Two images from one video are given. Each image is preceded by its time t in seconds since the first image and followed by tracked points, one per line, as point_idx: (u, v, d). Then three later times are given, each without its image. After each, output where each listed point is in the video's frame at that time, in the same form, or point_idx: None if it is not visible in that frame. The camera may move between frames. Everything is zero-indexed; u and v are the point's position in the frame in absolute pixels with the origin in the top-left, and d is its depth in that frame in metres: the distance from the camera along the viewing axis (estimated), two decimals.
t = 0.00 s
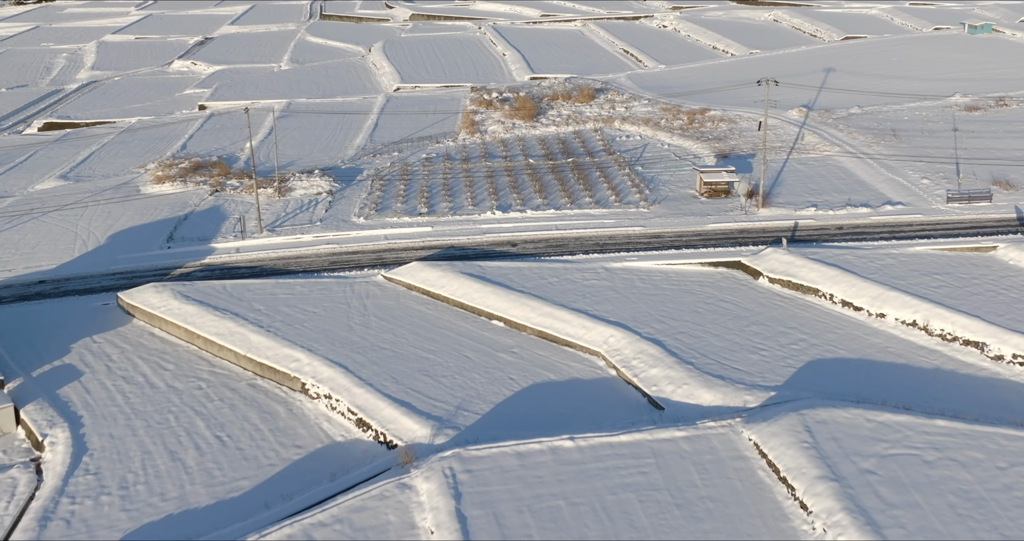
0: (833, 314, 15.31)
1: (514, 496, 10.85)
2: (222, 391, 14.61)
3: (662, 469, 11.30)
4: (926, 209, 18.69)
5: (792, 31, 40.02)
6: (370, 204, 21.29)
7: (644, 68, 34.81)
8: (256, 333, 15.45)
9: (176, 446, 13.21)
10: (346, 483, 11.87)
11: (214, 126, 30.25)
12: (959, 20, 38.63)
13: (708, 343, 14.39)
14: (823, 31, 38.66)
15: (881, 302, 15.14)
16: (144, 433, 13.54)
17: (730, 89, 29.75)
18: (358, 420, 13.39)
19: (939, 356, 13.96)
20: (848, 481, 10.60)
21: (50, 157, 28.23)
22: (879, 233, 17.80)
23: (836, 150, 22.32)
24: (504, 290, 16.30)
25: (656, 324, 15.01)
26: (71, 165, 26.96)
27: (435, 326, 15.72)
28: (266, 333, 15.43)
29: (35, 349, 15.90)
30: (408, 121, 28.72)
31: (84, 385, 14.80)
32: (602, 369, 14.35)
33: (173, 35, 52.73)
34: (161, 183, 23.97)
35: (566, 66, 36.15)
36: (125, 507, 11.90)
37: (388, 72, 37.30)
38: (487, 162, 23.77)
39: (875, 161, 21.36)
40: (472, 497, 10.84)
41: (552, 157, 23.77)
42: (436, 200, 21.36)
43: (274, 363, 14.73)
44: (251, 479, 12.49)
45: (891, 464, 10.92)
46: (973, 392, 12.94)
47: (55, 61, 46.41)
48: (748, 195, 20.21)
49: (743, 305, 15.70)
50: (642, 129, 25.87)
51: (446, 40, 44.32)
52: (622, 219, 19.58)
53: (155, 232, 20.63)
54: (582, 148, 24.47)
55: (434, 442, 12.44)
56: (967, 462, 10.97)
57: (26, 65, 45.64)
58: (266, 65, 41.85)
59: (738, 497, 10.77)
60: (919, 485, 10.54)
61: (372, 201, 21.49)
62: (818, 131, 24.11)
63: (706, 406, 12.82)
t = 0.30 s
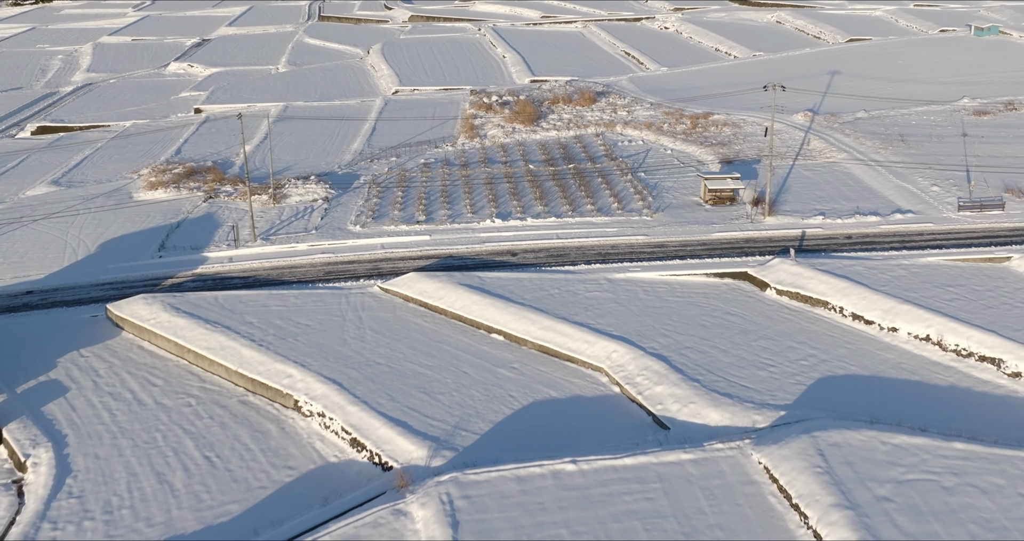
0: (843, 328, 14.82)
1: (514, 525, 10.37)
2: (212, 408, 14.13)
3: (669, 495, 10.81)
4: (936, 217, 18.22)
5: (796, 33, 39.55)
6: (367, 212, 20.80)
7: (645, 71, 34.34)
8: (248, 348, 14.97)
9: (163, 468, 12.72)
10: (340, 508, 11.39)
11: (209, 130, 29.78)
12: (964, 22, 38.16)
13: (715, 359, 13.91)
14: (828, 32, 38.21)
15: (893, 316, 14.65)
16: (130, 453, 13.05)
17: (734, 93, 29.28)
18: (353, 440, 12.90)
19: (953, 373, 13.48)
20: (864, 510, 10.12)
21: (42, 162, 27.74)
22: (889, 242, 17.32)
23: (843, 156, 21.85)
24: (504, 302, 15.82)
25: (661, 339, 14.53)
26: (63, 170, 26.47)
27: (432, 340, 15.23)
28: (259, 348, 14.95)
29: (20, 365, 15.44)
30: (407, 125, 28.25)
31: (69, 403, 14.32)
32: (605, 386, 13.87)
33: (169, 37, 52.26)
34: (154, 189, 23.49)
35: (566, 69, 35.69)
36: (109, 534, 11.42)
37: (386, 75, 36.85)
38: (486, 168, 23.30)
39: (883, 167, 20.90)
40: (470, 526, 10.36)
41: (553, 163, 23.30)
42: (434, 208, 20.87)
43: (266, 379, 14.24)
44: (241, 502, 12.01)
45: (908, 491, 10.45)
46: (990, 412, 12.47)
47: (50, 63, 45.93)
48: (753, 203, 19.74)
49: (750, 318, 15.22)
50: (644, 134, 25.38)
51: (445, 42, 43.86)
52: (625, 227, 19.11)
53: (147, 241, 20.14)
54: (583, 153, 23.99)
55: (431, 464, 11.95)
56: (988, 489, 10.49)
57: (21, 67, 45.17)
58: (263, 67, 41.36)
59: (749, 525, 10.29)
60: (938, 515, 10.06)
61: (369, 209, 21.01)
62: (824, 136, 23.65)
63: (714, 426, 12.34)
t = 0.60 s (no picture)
0: (854, 343, 14.35)
1: None
2: (201, 426, 13.65)
3: (676, 522, 10.33)
4: (948, 226, 17.75)
5: (799, 34, 39.10)
6: (363, 219, 20.34)
7: (647, 73, 33.88)
8: (239, 363, 14.49)
9: (150, 490, 12.24)
10: (333, 535, 10.91)
11: (204, 134, 29.31)
12: (970, 24, 37.69)
13: (722, 375, 13.44)
14: (832, 34, 37.72)
15: (906, 330, 14.18)
16: (115, 474, 12.58)
17: (738, 96, 28.80)
18: (347, 461, 12.42)
19: (970, 391, 13.01)
20: None
21: (34, 166, 27.27)
22: (899, 252, 16.84)
23: (850, 162, 21.39)
24: (503, 315, 15.35)
25: (666, 354, 14.06)
26: (55, 175, 26.00)
27: (429, 355, 14.76)
28: (250, 363, 14.48)
29: (5, 380, 14.96)
30: (405, 129, 27.79)
31: (54, 420, 13.84)
32: (608, 403, 13.40)
33: (167, 38, 51.78)
34: (147, 195, 23.02)
35: (567, 71, 35.22)
36: None
37: (384, 77, 36.38)
38: (486, 173, 22.83)
39: (892, 174, 20.43)
40: None
41: (554, 169, 22.83)
42: (433, 215, 20.40)
43: (258, 396, 13.77)
44: (230, 528, 11.53)
45: (927, 520, 9.98)
46: (1008, 433, 12.00)
47: (46, 64, 45.45)
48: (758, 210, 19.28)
49: (758, 331, 14.75)
50: (647, 138, 24.91)
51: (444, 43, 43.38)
52: (627, 236, 18.64)
53: (138, 249, 19.67)
54: (585, 159, 23.52)
55: (428, 488, 11.47)
56: (1010, 517, 10.02)
57: (16, 69, 44.69)
58: (260, 69, 40.89)
59: None
60: None
61: (365, 216, 20.54)
62: (830, 140, 23.17)
63: (721, 448, 11.86)
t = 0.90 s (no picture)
0: (865, 358, 13.87)
1: None
2: (189, 445, 13.16)
3: None
4: (959, 235, 17.27)
5: (803, 36, 38.63)
6: (359, 227, 19.86)
7: (649, 76, 33.41)
8: (229, 379, 14.01)
9: (134, 514, 11.74)
10: None
11: (199, 138, 28.84)
12: (976, 25, 37.21)
13: (730, 393, 12.95)
14: (836, 35, 37.24)
15: (919, 346, 13.70)
16: (99, 497, 12.08)
17: (742, 100, 28.32)
18: (339, 484, 11.92)
19: (987, 410, 12.53)
20: None
21: (25, 171, 26.78)
22: (910, 262, 16.37)
23: (858, 168, 20.91)
24: (503, 328, 14.86)
25: (671, 370, 13.57)
26: (46, 180, 25.51)
27: (426, 370, 14.28)
28: (241, 379, 13.99)
29: None
30: (403, 133, 27.32)
31: (37, 439, 13.36)
32: (611, 422, 12.91)
33: (163, 39, 51.29)
34: (139, 202, 22.54)
35: (568, 73, 34.75)
36: None
37: (383, 79, 35.91)
38: (485, 179, 22.35)
39: (901, 181, 19.96)
40: None
41: (555, 175, 22.35)
42: (430, 223, 19.92)
43: (248, 414, 13.28)
44: None
45: None
46: None
47: (41, 66, 44.95)
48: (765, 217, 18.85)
49: (766, 346, 14.27)
50: (649, 143, 24.43)
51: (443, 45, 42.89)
52: (630, 245, 18.16)
53: (128, 258, 19.19)
54: (586, 164, 23.04)
55: (424, 514, 10.98)
56: None
57: (10, 71, 44.17)
58: (257, 72, 40.40)
59: None
60: None
61: (361, 223, 20.07)
62: (837, 146, 22.69)
63: (730, 471, 11.37)
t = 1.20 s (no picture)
0: (877, 375, 13.39)
1: None
2: (177, 465, 12.68)
3: None
4: (971, 245, 16.79)
5: (806, 38, 38.15)
6: (355, 235, 19.38)
7: (651, 79, 32.92)
8: (219, 396, 13.53)
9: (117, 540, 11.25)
10: None
11: (194, 142, 28.37)
12: (982, 27, 36.73)
13: (737, 413, 12.47)
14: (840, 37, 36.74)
15: (933, 362, 13.21)
16: (81, 522, 11.60)
17: (747, 104, 27.85)
18: (331, 508, 11.43)
19: (1005, 430, 12.05)
20: None
21: (17, 176, 26.31)
22: (922, 274, 15.89)
23: (865, 175, 20.44)
24: (502, 342, 14.39)
25: (676, 388, 13.10)
26: (37, 186, 25.05)
27: (422, 387, 13.80)
28: (231, 396, 13.51)
29: None
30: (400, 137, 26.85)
31: (19, 459, 12.88)
32: (614, 442, 12.43)
33: (160, 41, 50.77)
34: (131, 208, 22.06)
35: (569, 75, 34.28)
36: None
37: (381, 82, 35.45)
38: (484, 185, 21.87)
39: (910, 189, 19.49)
40: None
41: (555, 181, 21.87)
42: (428, 231, 19.44)
43: (238, 434, 12.80)
44: None
45: None
46: None
47: (35, 68, 44.45)
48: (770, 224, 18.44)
49: (774, 362, 13.79)
50: (651, 148, 23.96)
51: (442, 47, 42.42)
52: (633, 254, 17.69)
53: (118, 268, 18.71)
54: (587, 170, 22.57)
55: None
56: None
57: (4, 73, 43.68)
58: (254, 74, 39.93)
59: None
60: None
61: (358, 232, 19.59)
62: (843, 151, 22.21)
63: (739, 496, 10.89)
